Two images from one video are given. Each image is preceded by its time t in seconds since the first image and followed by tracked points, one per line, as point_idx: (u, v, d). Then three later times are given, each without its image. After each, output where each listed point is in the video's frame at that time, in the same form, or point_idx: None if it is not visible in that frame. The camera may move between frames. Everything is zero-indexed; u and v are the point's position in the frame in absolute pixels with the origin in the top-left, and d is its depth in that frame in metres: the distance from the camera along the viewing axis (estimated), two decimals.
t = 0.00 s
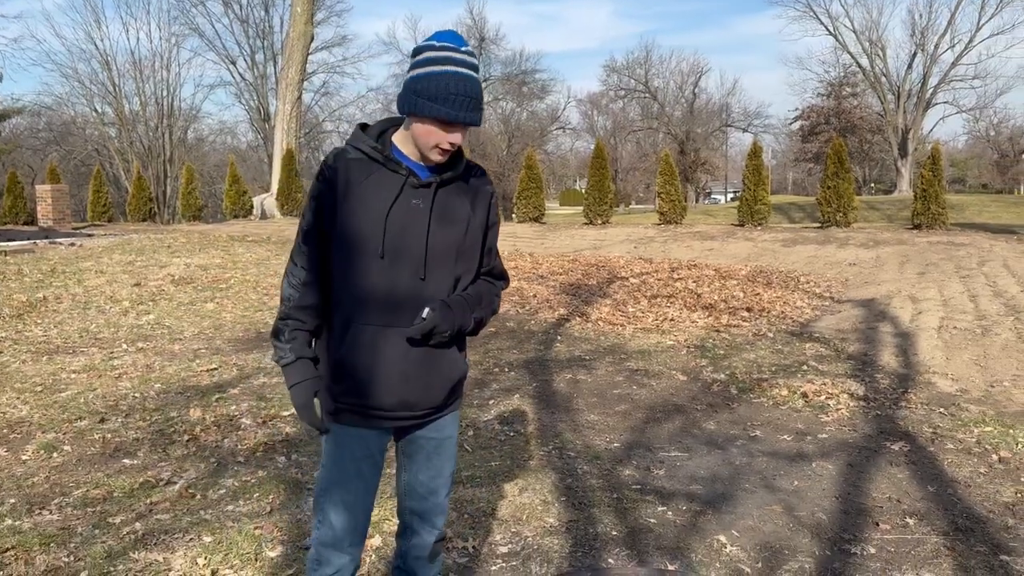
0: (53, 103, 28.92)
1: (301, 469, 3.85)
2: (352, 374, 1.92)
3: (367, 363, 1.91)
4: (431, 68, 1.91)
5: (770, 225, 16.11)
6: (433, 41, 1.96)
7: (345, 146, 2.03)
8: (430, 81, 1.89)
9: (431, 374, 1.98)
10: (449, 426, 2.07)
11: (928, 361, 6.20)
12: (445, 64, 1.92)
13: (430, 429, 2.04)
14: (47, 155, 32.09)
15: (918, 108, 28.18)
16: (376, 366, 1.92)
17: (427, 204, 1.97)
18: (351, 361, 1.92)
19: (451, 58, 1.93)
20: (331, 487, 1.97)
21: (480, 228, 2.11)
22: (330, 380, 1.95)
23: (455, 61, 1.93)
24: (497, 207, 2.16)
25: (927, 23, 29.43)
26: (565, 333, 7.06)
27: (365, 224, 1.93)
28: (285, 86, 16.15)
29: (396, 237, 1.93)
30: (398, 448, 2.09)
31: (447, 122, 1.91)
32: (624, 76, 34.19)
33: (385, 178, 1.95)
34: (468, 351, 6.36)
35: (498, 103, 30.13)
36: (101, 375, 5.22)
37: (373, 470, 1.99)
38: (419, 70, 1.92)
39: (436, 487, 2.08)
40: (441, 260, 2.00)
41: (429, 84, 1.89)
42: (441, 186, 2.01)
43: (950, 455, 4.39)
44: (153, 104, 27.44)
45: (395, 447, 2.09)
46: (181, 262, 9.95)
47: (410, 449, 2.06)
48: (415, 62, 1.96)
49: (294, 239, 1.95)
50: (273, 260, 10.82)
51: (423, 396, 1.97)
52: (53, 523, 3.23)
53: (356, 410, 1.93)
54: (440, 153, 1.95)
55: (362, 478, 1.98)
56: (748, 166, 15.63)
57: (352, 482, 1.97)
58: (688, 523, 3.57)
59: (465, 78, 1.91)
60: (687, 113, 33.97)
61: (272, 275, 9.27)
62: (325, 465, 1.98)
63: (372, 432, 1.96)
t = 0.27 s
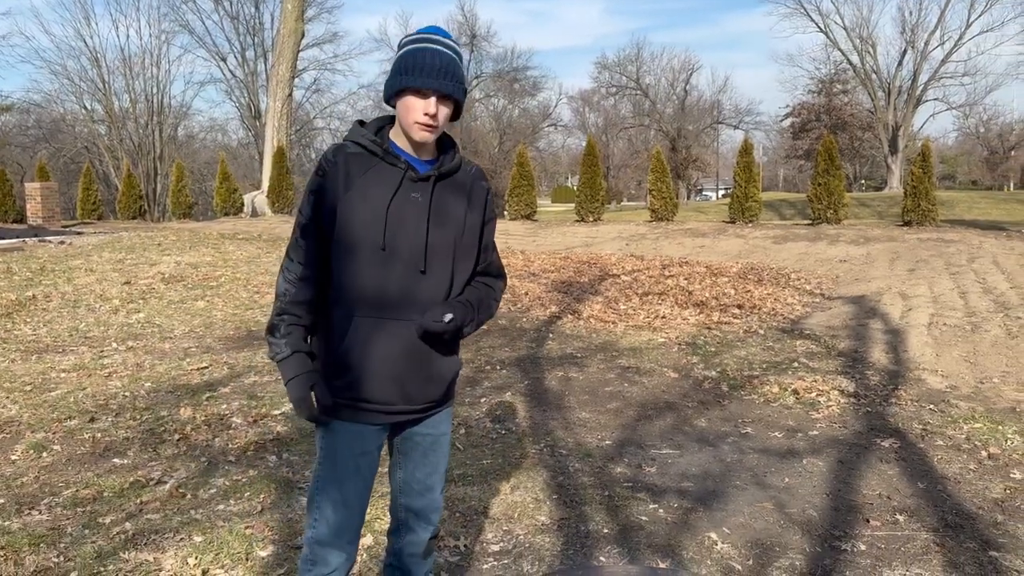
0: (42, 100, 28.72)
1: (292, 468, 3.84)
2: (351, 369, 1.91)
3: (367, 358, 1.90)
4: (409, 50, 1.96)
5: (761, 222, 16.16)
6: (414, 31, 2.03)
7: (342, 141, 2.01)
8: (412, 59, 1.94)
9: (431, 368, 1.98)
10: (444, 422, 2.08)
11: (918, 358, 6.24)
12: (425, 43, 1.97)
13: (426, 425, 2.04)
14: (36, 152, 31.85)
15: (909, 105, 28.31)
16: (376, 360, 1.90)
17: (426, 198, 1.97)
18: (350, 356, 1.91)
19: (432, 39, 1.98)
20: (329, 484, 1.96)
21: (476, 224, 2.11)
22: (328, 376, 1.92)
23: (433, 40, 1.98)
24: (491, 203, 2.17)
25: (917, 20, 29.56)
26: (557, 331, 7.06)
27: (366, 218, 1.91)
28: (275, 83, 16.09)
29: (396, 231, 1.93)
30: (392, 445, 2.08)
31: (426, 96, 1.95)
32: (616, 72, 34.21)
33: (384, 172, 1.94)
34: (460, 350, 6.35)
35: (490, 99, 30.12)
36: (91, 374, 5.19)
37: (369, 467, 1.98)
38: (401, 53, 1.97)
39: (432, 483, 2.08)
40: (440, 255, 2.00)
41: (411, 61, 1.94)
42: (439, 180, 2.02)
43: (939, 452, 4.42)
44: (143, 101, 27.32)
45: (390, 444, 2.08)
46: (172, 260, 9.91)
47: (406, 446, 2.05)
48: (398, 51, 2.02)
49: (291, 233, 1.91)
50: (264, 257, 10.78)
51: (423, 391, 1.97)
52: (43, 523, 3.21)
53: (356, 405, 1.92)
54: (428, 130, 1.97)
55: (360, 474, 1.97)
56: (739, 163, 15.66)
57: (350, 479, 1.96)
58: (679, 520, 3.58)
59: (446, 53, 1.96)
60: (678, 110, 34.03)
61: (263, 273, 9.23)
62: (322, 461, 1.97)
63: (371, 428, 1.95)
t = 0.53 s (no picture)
0: (34, 98, 28.59)
1: (285, 467, 3.84)
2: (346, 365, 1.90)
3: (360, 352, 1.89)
4: (394, 49, 1.97)
5: (755, 220, 16.20)
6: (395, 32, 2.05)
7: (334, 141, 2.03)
8: (395, 57, 1.96)
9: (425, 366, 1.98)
10: (439, 421, 2.08)
11: (910, 355, 6.27)
12: (408, 41, 1.98)
13: (421, 423, 2.05)
14: (28, 150, 31.69)
15: (902, 103, 28.41)
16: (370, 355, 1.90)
17: (418, 195, 1.98)
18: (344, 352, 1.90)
19: (414, 37, 1.99)
20: (325, 485, 1.96)
21: (468, 224, 2.12)
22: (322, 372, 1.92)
23: (415, 38, 1.99)
24: (484, 202, 2.18)
25: (910, 18, 29.67)
26: (551, 329, 7.07)
27: (359, 215, 1.92)
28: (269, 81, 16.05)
29: (388, 227, 1.93)
30: (387, 444, 2.08)
31: (409, 93, 1.96)
32: (610, 70, 34.23)
33: (375, 170, 1.95)
34: (454, 348, 6.35)
35: (484, 97, 30.13)
36: (84, 374, 5.18)
37: (365, 465, 1.98)
38: (384, 53, 1.99)
39: (427, 482, 2.09)
40: (433, 252, 2.00)
41: (394, 59, 1.96)
42: (430, 179, 2.02)
43: (932, 449, 4.44)
44: (135, 99, 27.25)
45: (385, 444, 2.09)
46: (165, 259, 9.88)
47: (400, 445, 2.06)
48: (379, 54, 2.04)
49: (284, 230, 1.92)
50: (258, 256, 10.76)
51: (417, 388, 1.97)
52: (36, 523, 3.21)
53: (349, 402, 1.91)
54: (415, 127, 1.98)
55: (357, 473, 1.97)
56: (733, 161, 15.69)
57: (347, 477, 1.96)
58: (673, 518, 3.59)
59: (427, 52, 1.98)
60: (672, 107, 34.08)
61: (257, 272, 9.21)
62: (317, 460, 1.97)
63: (365, 427, 1.94)
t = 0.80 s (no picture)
0: (29, 98, 28.52)
1: (282, 466, 3.84)
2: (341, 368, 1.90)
3: (356, 350, 1.90)
4: (375, 50, 1.96)
5: (751, 219, 16.22)
6: (376, 32, 2.04)
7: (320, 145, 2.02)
8: (378, 58, 1.95)
9: (419, 366, 1.98)
10: (434, 422, 2.09)
11: (906, 354, 6.29)
12: (389, 42, 1.98)
13: (418, 426, 2.05)
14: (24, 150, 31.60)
15: (897, 101, 28.48)
16: (364, 356, 1.91)
17: (406, 196, 1.97)
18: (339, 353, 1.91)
19: (395, 38, 1.99)
20: (325, 490, 1.96)
21: (457, 224, 2.12)
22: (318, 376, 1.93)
23: (397, 39, 1.98)
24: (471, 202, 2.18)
25: (905, 17, 29.74)
26: (548, 328, 7.07)
27: (349, 217, 1.92)
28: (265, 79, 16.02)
29: (379, 230, 1.93)
30: (385, 447, 2.08)
31: (391, 93, 1.95)
32: (607, 69, 34.25)
33: (363, 171, 1.94)
34: (451, 347, 6.35)
35: (480, 96, 30.16)
36: (80, 373, 5.17)
37: (364, 467, 1.98)
38: (365, 54, 1.99)
39: (426, 482, 2.09)
40: (424, 254, 2.00)
41: (375, 60, 1.95)
42: (419, 180, 2.02)
43: (928, 447, 4.46)
44: (131, 99, 27.22)
45: (382, 446, 2.09)
46: (161, 258, 9.86)
47: (398, 447, 2.06)
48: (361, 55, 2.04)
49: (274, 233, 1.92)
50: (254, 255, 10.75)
51: (412, 389, 1.97)
52: (33, 523, 3.20)
53: (345, 406, 1.91)
54: (399, 128, 1.98)
55: (357, 477, 1.96)
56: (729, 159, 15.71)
57: (347, 481, 1.96)
58: (669, 516, 3.60)
59: (409, 52, 1.97)
60: (668, 106, 34.11)
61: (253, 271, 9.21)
62: (316, 465, 1.96)
63: (363, 430, 1.94)
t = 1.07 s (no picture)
0: (28, 98, 28.49)
1: (281, 466, 3.84)
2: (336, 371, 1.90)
3: (352, 351, 1.90)
4: (362, 49, 1.96)
5: (749, 219, 16.23)
6: (361, 31, 2.03)
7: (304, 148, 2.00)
8: (366, 57, 1.94)
9: (415, 366, 1.99)
10: (430, 422, 2.09)
11: (905, 353, 6.29)
12: (376, 42, 1.97)
13: (413, 428, 2.05)
14: (22, 150, 31.55)
15: (896, 100, 28.51)
16: (359, 360, 1.91)
17: (396, 197, 1.97)
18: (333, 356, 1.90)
19: (381, 37, 1.99)
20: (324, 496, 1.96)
21: (445, 223, 2.13)
22: (311, 381, 1.92)
23: (383, 39, 1.98)
24: (457, 201, 2.19)
25: (904, 16, 29.77)
26: (547, 328, 7.07)
27: (340, 220, 1.91)
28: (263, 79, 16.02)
29: (369, 232, 1.93)
30: (380, 449, 2.08)
31: (381, 94, 1.95)
32: (605, 68, 34.28)
33: (352, 173, 1.93)
34: (449, 347, 6.36)
35: (479, 96, 30.21)
36: (79, 373, 5.17)
37: (362, 471, 1.98)
38: (352, 55, 1.98)
39: (423, 483, 2.10)
40: (415, 255, 2.01)
41: (364, 60, 1.94)
42: (407, 180, 2.02)
43: (927, 446, 4.46)
44: (130, 99, 27.21)
45: (378, 448, 2.09)
46: (159, 258, 9.85)
47: (393, 449, 2.06)
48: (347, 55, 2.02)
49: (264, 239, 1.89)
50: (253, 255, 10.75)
51: (408, 391, 1.98)
52: (32, 524, 3.20)
53: (344, 412, 1.91)
54: (391, 129, 1.98)
55: (355, 482, 1.97)
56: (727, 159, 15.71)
57: (346, 486, 1.96)
58: (669, 516, 3.60)
59: (396, 51, 1.97)
60: (667, 106, 34.13)
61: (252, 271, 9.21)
62: (314, 472, 1.96)
63: (361, 435, 1.94)
